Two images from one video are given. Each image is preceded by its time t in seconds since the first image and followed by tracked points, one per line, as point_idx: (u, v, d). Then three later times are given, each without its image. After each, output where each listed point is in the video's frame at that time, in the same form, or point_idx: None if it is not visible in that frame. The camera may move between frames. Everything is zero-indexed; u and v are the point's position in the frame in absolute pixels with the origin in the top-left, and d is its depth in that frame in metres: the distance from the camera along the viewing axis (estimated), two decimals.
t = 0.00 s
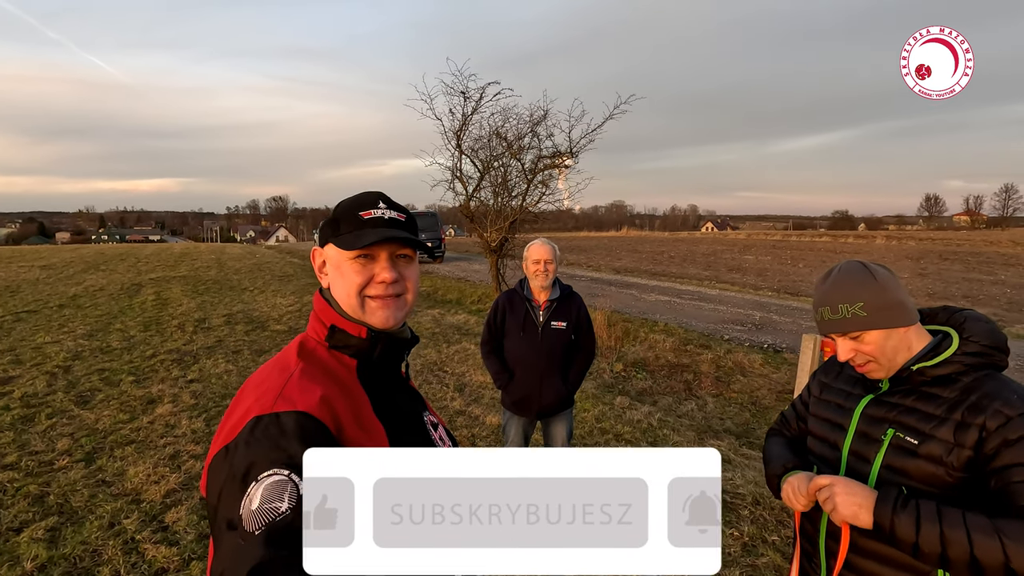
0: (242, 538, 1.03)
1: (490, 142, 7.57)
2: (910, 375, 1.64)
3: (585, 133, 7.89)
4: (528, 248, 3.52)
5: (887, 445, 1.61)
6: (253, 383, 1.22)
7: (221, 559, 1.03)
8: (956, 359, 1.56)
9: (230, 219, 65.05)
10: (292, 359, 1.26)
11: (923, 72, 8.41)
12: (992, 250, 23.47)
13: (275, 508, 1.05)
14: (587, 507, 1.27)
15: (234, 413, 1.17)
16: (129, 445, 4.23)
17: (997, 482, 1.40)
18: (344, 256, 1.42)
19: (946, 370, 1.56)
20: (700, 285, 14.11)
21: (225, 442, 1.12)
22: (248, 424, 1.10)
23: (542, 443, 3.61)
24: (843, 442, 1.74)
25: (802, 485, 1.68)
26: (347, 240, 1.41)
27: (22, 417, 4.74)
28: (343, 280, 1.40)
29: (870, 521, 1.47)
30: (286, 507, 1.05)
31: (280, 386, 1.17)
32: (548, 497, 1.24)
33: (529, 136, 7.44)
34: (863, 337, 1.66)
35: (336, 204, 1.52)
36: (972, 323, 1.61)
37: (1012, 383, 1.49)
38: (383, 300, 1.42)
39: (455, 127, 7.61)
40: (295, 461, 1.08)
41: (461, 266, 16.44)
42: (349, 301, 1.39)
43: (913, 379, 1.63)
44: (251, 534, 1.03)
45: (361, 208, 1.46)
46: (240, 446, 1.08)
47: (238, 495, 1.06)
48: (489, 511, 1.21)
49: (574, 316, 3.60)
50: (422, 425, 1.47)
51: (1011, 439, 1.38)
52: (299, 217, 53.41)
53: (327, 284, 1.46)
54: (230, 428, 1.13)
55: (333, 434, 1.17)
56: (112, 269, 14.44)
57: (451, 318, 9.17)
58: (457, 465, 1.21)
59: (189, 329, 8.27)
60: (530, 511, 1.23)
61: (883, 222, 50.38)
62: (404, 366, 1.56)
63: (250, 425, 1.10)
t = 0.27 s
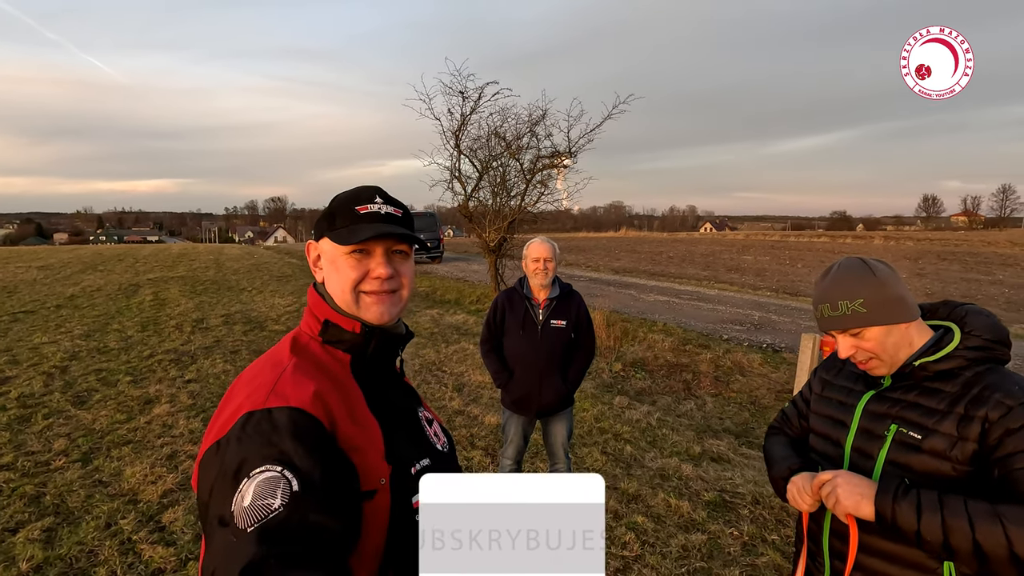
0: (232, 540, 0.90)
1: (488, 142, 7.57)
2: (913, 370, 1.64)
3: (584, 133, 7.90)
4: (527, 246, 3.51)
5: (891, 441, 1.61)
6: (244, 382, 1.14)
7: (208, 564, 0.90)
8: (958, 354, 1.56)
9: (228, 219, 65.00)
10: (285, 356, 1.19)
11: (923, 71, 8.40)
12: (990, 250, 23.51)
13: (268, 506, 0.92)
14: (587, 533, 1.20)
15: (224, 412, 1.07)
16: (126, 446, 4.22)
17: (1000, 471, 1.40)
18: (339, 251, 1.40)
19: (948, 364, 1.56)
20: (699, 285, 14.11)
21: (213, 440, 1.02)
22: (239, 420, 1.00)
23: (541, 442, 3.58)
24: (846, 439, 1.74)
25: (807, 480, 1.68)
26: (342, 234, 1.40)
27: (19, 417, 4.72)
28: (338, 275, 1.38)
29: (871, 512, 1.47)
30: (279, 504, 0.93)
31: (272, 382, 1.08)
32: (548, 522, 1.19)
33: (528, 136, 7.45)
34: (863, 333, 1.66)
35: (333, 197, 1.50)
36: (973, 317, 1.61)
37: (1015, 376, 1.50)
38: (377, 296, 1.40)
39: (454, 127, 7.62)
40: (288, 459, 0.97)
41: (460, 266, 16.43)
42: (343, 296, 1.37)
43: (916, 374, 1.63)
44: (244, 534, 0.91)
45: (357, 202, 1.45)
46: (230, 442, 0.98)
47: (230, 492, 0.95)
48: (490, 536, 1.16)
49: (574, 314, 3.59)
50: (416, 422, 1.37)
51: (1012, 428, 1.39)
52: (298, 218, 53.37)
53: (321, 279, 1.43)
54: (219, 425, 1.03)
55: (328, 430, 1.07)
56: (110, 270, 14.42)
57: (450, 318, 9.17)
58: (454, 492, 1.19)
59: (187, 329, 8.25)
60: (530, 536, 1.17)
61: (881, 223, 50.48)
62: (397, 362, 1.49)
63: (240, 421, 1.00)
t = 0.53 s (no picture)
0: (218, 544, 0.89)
1: (486, 143, 7.57)
2: (914, 367, 1.64)
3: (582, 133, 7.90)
4: (526, 245, 3.50)
5: (893, 439, 1.61)
6: (231, 379, 1.10)
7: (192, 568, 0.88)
8: (958, 350, 1.57)
9: (225, 220, 64.86)
10: (273, 353, 1.15)
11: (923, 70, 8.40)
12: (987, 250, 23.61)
13: (255, 508, 0.91)
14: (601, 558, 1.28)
15: (210, 410, 1.04)
16: (121, 447, 4.19)
17: (1004, 464, 1.40)
18: (330, 248, 1.36)
19: (949, 361, 1.57)
20: (697, 285, 14.13)
21: (198, 440, 0.99)
22: (225, 421, 0.98)
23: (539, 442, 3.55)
24: (847, 437, 1.74)
25: (811, 482, 1.68)
26: (332, 230, 1.36)
27: (13, 418, 4.70)
28: (328, 271, 1.34)
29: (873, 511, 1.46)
30: (266, 508, 0.91)
31: (259, 380, 1.05)
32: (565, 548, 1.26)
33: (525, 136, 7.44)
34: (864, 329, 1.66)
35: (323, 192, 1.46)
36: (974, 313, 1.61)
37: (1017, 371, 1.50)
38: (369, 293, 1.36)
39: (451, 127, 7.61)
40: (275, 460, 0.95)
41: (457, 267, 16.42)
42: (333, 293, 1.33)
43: (918, 371, 1.63)
44: (230, 538, 0.89)
45: (348, 197, 1.41)
46: (216, 442, 0.96)
47: (215, 494, 0.93)
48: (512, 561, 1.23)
49: (572, 314, 3.59)
50: (408, 421, 1.34)
51: (1015, 420, 1.39)
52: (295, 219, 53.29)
53: (311, 276, 1.39)
54: (204, 425, 1.01)
55: (318, 430, 1.04)
56: (106, 270, 14.37)
57: (447, 318, 9.16)
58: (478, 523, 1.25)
59: (183, 330, 8.23)
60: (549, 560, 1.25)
61: (878, 224, 50.65)
62: (389, 361, 1.45)
63: (227, 421, 0.98)
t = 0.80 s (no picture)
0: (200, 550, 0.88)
1: (483, 144, 7.57)
2: (911, 365, 1.65)
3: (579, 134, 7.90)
4: (522, 245, 3.49)
5: (890, 437, 1.61)
6: (214, 378, 1.09)
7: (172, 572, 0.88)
8: (956, 347, 1.57)
9: (221, 221, 64.66)
10: (259, 351, 1.14)
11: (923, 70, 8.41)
12: (982, 252, 23.74)
13: (238, 512, 0.90)
14: None
15: (193, 410, 1.03)
16: (114, 449, 4.17)
17: (1002, 460, 1.40)
18: (317, 245, 1.35)
19: (948, 358, 1.57)
20: (694, 286, 14.15)
21: (180, 440, 0.97)
22: (208, 422, 0.96)
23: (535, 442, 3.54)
24: (844, 435, 1.74)
25: (813, 481, 1.68)
26: (320, 227, 1.35)
27: (4, 421, 4.66)
28: (315, 269, 1.33)
29: (875, 512, 1.46)
30: (250, 512, 0.90)
31: (244, 380, 1.03)
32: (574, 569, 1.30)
33: (522, 137, 7.45)
34: (861, 325, 1.66)
35: (311, 189, 1.45)
36: (971, 310, 1.62)
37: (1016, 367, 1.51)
38: (357, 291, 1.35)
39: (448, 128, 7.61)
40: (259, 464, 0.94)
41: (454, 268, 16.39)
42: (321, 291, 1.32)
43: (914, 368, 1.63)
44: (212, 543, 0.88)
45: (337, 194, 1.40)
46: (199, 444, 0.94)
47: (196, 498, 0.91)
48: None
49: (568, 313, 3.59)
50: (397, 420, 1.33)
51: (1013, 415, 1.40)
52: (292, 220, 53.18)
53: (299, 273, 1.38)
54: (186, 425, 0.99)
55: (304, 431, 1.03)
56: (101, 272, 14.30)
57: (444, 319, 9.14)
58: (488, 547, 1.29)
59: (178, 331, 8.19)
60: None
61: (874, 225, 50.84)
62: (379, 359, 1.44)
63: (210, 422, 0.96)
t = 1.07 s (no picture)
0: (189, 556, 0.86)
1: (480, 145, 7.57)
2: (910, 364, 1.65)
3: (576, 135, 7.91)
4: (519, 245, 3.48)
5: (890, 436, 1.61)
6: (202, 378, 1.07)
7: None
8: (955, 346, 1.57)
9: (218, 223, 64.50)
10: (248, 350, 1.13)
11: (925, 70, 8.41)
12: (979, 253, 23.82)
13: (229, 517, 0.89)
14: None
15: (180, 411, 1.01)
16: (108, 452, 4.14)
17: (1006, 458, 1.40)
18: (309, 242, 1.33)
19: (946, 356, 1.57)
20: (691, 288, 14.16)
21: (166, 442, 0.96)
22: (196, 423, 0.94)
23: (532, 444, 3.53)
24: (843, 435, 1.74)
25: (814, 479, 1.67)
26: (313, 223, 1.33)
27: None
28: (307, 266, 1.31)
29: (878, 511, 1.46)
30: (241, 517, 0.89)
31: (233, 380, 1.02)
32: None
33: (520, 138, 7.45)
34: (860, 324, 1.66)
35: (304, 185, 1.43)
36: (969, 308, 1.62)
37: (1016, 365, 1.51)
38: (349, 290, 1.33)
39: (445, 130, 7.61)
40: (250, 466, 0.93)
41: (452, 270, 16.38)
42: (313, 289, 1.30)
43: (913, 367, 1.64)
44: (201, 550, 0.86)
45: (331, 190, 1.39)
46: (186, 446, 0.93)
47: (184, 502, 0.90)
48: None
49: (565, 314, 3.59)
50: (390, 421, 1.33)
51: (1015, 413, 1.40)
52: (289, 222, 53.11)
53: (290, 271, 1.37)
54: (173, 427, 0.97)
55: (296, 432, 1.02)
56: (97, 274, 14.24)
57: (441, 321, 9.12)
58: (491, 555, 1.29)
59: (174, 333, 8.16)
60: None
61: (871, 227, 51.04)
62: (373, 358, 1.43)
63: (198, 423, 0.94)
